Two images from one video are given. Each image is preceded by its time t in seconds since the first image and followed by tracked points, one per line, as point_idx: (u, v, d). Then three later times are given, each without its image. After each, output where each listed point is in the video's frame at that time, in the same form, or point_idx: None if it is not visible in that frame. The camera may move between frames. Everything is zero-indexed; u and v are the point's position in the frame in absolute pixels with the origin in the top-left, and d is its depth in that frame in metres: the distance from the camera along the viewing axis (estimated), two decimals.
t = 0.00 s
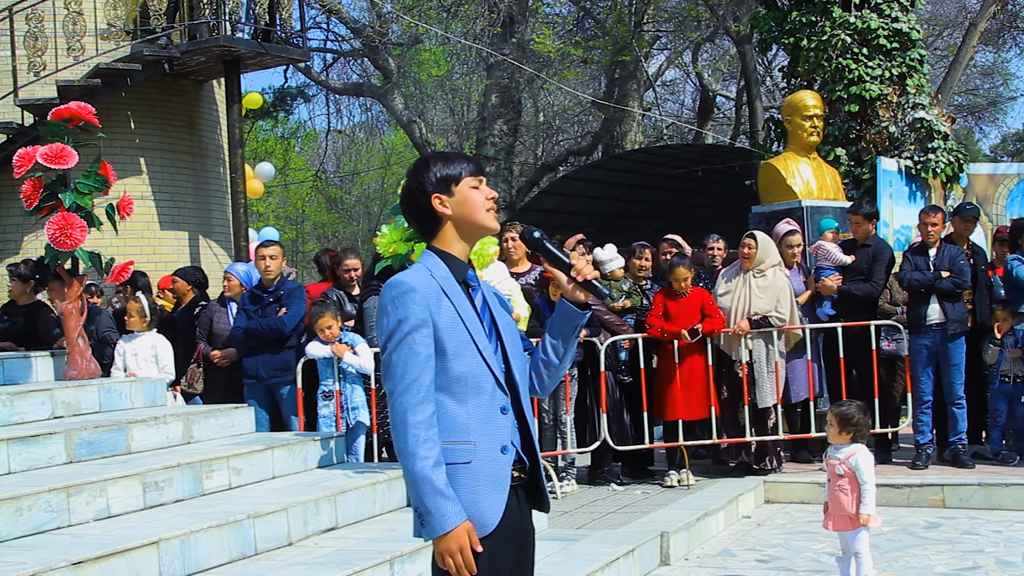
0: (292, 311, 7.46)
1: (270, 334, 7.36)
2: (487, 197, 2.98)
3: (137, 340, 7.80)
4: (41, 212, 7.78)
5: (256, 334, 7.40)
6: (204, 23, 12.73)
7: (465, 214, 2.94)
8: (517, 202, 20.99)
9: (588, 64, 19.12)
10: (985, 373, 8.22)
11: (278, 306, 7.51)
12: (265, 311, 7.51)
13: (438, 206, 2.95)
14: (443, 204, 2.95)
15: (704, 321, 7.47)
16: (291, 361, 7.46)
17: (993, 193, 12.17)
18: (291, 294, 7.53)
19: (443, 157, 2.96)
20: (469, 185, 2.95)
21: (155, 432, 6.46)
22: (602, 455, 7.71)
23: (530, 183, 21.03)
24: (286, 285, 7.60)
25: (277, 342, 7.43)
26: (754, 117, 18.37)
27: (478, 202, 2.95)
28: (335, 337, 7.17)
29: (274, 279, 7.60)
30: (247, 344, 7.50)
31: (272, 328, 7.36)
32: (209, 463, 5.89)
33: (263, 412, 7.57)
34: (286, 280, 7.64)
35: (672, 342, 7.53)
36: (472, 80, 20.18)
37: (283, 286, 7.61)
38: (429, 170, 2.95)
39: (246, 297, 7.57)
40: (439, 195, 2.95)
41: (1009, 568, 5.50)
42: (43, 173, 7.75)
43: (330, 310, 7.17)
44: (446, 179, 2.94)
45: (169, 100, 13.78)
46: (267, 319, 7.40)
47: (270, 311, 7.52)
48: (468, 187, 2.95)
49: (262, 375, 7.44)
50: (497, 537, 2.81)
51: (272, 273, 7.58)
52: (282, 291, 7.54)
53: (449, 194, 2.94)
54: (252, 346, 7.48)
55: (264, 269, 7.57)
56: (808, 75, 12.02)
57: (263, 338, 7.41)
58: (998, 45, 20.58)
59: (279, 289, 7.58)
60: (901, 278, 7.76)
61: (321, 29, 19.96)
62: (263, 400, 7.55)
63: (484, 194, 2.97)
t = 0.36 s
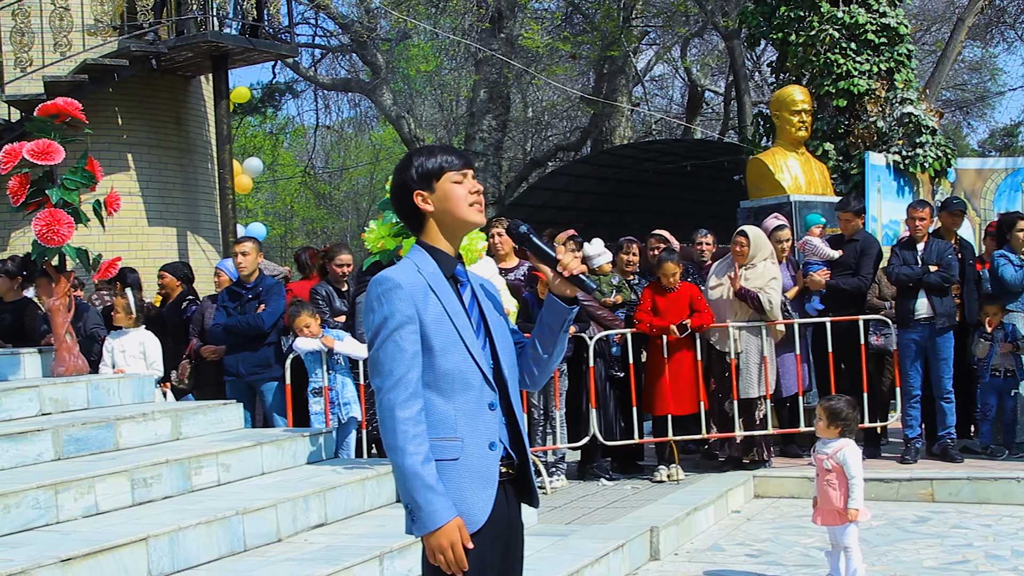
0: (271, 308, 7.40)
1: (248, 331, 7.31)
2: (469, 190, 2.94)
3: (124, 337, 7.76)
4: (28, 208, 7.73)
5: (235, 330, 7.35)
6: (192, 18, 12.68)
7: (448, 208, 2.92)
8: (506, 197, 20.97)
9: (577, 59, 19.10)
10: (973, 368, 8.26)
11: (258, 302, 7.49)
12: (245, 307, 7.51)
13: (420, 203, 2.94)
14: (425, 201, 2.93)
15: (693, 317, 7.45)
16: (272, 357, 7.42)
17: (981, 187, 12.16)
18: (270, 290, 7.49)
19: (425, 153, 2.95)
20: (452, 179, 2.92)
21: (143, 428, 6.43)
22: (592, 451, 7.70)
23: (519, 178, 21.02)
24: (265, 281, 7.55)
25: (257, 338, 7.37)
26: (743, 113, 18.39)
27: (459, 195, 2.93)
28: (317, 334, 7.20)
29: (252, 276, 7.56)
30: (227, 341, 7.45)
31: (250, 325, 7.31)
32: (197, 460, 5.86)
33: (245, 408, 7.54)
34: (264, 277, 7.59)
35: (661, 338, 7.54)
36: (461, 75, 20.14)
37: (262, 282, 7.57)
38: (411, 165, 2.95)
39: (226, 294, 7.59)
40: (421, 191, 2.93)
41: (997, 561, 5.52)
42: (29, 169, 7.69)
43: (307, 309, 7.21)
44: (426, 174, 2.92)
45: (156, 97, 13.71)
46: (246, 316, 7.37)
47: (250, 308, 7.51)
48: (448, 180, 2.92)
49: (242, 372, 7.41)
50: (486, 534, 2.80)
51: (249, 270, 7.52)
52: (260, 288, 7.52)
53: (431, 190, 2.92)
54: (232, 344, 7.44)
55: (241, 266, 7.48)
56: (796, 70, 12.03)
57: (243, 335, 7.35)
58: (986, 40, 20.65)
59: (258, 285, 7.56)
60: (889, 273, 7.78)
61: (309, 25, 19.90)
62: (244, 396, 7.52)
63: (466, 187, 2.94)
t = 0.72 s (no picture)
0: (268, 309, 7.39)
1: (245, 332, 7.30)
2: (480, 191, 2.94)
3: (125, 336, 7.76)
4: (28, 208, 7.72)
5: (232, 331, 7.35)
6: (192, 18, 12.67)
7: (457, 209, 2.92)
8: (507, 197, 20.97)
9: (577, 59, 19.10)
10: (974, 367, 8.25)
11: (255, 303, 7.47)
12: (242, 307, 7.49)
13: (430, 201, 2.93)
14: (436, 200, 2.92)
15: (693, 316, 7.46)
16: (268, 358, 7.41)
17: (981, 187, 12.15)
18: (267, 291, 7.46)
19: (435, 152, 2.94)
20: (463, 179, 2.92)
21: (144, 428, 6.43)
22: (593, 451, 7.71)
23: (519, 178, 21.02)
24: (262, 282, 7.53)
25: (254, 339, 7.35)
26: (743, 113, 18.40)
27: (471, 196, 2.93)
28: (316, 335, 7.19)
29: (251, 276, 7.56)
30: (224, 342, 7.45)
31: (247, 327, 7.30)
32: (198, 459, 5.86)
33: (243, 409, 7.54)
34: (261, 277, 7.57)
35: (661, 337, 7.53)
36: (461, 75, 20.15)
37: (259, 282, 7.55)
38: (421, 164, 2.94)
39: (223, 295, 7.58)
40: (431, 189, 2.92)
41: (998, 561, 5.52)
42: (29, 169, 7.67)
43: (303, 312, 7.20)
44: (438, 174, 2.92)
45: (157, 97, 13.71)
46: (243, 316, 7.35)
47: (247, 308, 7.50)
48: (459, 181, 2.92)
49: (239, 373, 7.41)
50: (488, 533, 2.79)
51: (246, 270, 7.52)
52: (257, 288, 7.50)
53: (442, 189, 2.92)
54: (230, 344, 7.43)
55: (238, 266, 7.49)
56: (796, 70, 12.04)
57: (239, 336, 7.35)
58: (986, 40, 20.65)
59: (255, 285, 7.54)
60: (890, 273, 7.77)
61: (309, 25, 19.91)
62: (243, 397, 7.54)
63: (477, 188, 2.94)
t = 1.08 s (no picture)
0: (260, 314, 7.35)
1: (236, 336, 7.28)
2: (468, 202, 2.95)
3: (113, 340, 7.73)
4: (16, 212, 7.67)
5: (224, 335, 7.32)
6: (180, 22, 12.64)
7: (445, 216, 2.92)
8: (496, 200, 20.98)
9: (566, 63, 19.11)
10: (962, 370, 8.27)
11: (248, 307, 7.42)
12: (235, 311, 7.44)
13: (418, 208, 2.93)
14: (423, 206, 2.93)
15: (682, 319, 7.48)
16: (259, 363, 7.40)
17: (969, 190, 12.19)
18: (261, 296, 7.44)
19: (428, 157, 2.93)
20: (454, 189, 2.92)
21: (132, 433, 6.41)
22: (582, 455, 7.72)
23: (509, 182, 21.03)
24: (256, 286, 7.51)
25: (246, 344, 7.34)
26: (732, 116, 18.43)
27: (459, 206, 2.93)
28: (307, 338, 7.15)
29: (246, 279, 7.54)
30: (216, 345, 7.42)
31: (239, 332, 7.28)
32: (186, 464, 5.84)
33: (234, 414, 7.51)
34: (256, 281, 7.54)
35: (650, 340, 7.53)
36: (450, 79, 20.13)
37: (253, 286, 7.52)
38: (412, 168, 2.93)
39: (217, 298, 7.52)
40: (420, 195, 2.92)
41: (985, 563, 5.54)
42: (17, 173, 7.61)
43: (295, 316, 7.17)
44: (429, 180, 2.91)
45: (146, 101, 13.68)
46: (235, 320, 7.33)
47: (240, 312, 7.44)
48: (449, 190, 2.92)
49: (230, 377, 7.40)
50: (479, 537, 2.79)
51: (242, 273, 7.50)
52: (252, 293, 7.46)
53: (431, 196, 2.92)
54: (221, 348, 7.41)
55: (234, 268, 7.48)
56: (785, 73, 12.08)
57: (231, 340, 7.33)
58: (974, 43, 20.74)
59: (250, 290, 7.50)
60: (878, 275, 7.78)
61: (298, 28, 19.89)
62: (235, 402, 7.52)
63: (466, 199, 2.94)
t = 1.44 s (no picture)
0: (268, 316, 7.33)
1: (244, 337, 7.26)
2: (471, 218, 2.92)
3: (113, 341, 7.72)
4: (15, 213, 7.66)
5: (232, 335, 7.31)
6: (178, 23, 12.64)
7: (444, 226, 2.91)
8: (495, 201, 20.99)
9: (564, 63, 19.12)
10: (961, 369, 8.29)
11: (257, 308, 7.40)
12: (244, 312, 7.43)
13: (420, 213, 2.92)
14: (425, 212, 2.91)
15: (682, 319, 7.49)
16: (266, 365, 7.38)
17: (968, 190, 12.20)
18: (270, 297, 7.41)
19: (440, 163, 2.90)
20: (458, 203, 2.89)
21: (132, 433, 6.41)
22: (582, 455, 7.71)
23: (508, 182, 21.05)
24: (266, 287, 7.48)
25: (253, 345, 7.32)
26: (731, 116, 18.43)
27: (460, 219, 2.90)
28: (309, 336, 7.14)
29: (256, 280, 7.51)
30: (223, 345, 7.39)
31: (247, 333, 7.26)
32: (186, 464, 5.84)
33: (237, 415, 7.50)
34: (266, 281, 7.52)
35: (650, 340, 7.53)
36: (448, 80, 20.13)
37: (263, 286, 7.51)
38: (419, 171, 2.91)
39: (227, 296, 7.50)
40: (424, 200, 2.91)
41: (985, 562, 5.54)
42: (16, 174, 7.60)
43: (301, 310, 7.16)
44: (436, 188, 2.88)
45: (145, 102, 13.69)
46: (243, 320, 7.31)
47: (249, 312, 7.43)
48: (453, 202, 2.89)
49: (236, 377, 7.40)
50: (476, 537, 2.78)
51: (252, 274, 7.47)
52: (261, 294, 7.44)
53: (434, 205, 2.90)
54: (229, 347, 7.39)
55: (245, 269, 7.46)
56: (783, 74, 12.09)
57: (239, 340, 7.32)
58: (972, 43, 20.75)
59: (259, 290, 7.47)
60: (877, 276, 7.81)
61: (297, 29, 19.90)
62: (239, 403, 7.51)
63: (469, 215, 2.91)
